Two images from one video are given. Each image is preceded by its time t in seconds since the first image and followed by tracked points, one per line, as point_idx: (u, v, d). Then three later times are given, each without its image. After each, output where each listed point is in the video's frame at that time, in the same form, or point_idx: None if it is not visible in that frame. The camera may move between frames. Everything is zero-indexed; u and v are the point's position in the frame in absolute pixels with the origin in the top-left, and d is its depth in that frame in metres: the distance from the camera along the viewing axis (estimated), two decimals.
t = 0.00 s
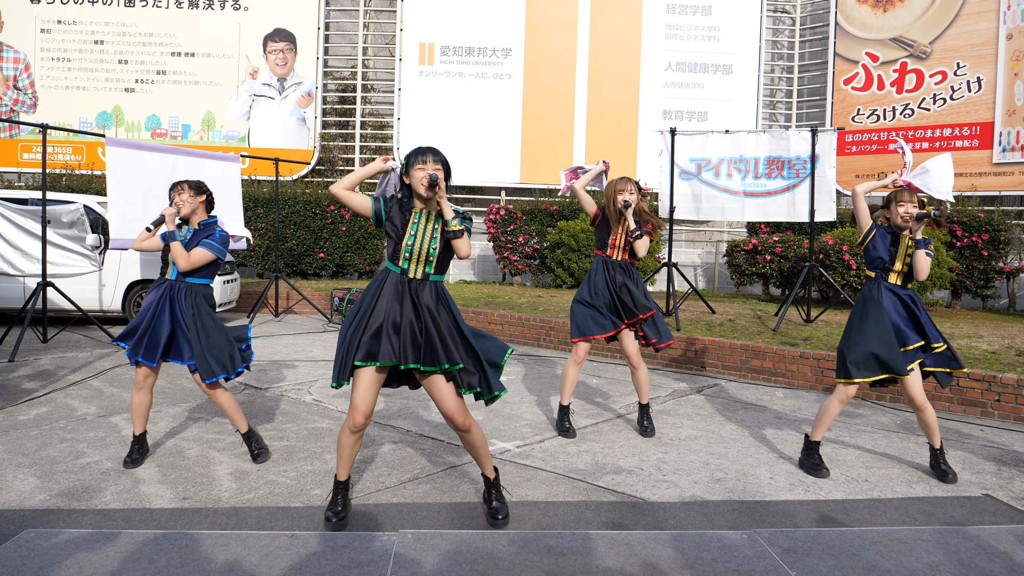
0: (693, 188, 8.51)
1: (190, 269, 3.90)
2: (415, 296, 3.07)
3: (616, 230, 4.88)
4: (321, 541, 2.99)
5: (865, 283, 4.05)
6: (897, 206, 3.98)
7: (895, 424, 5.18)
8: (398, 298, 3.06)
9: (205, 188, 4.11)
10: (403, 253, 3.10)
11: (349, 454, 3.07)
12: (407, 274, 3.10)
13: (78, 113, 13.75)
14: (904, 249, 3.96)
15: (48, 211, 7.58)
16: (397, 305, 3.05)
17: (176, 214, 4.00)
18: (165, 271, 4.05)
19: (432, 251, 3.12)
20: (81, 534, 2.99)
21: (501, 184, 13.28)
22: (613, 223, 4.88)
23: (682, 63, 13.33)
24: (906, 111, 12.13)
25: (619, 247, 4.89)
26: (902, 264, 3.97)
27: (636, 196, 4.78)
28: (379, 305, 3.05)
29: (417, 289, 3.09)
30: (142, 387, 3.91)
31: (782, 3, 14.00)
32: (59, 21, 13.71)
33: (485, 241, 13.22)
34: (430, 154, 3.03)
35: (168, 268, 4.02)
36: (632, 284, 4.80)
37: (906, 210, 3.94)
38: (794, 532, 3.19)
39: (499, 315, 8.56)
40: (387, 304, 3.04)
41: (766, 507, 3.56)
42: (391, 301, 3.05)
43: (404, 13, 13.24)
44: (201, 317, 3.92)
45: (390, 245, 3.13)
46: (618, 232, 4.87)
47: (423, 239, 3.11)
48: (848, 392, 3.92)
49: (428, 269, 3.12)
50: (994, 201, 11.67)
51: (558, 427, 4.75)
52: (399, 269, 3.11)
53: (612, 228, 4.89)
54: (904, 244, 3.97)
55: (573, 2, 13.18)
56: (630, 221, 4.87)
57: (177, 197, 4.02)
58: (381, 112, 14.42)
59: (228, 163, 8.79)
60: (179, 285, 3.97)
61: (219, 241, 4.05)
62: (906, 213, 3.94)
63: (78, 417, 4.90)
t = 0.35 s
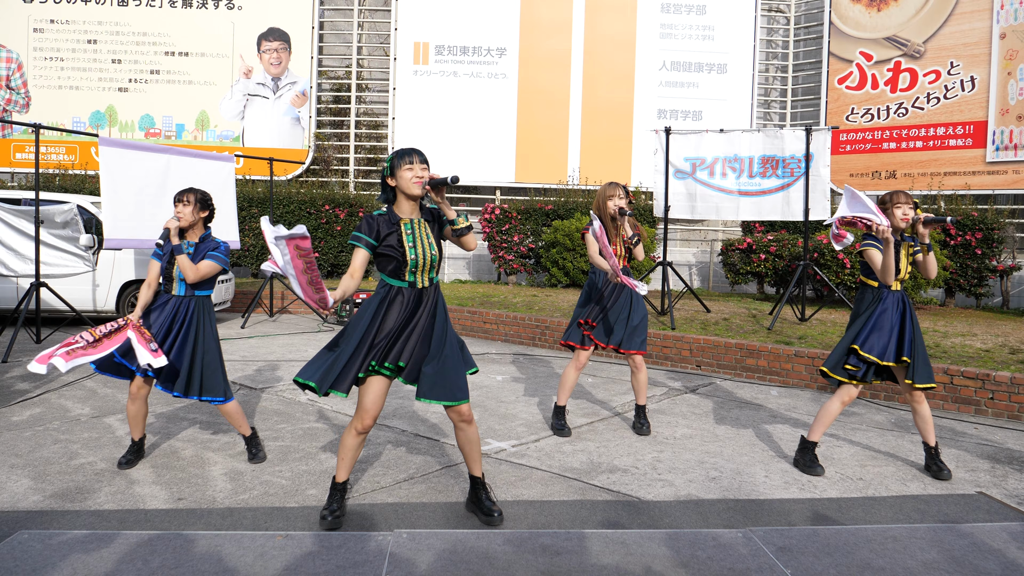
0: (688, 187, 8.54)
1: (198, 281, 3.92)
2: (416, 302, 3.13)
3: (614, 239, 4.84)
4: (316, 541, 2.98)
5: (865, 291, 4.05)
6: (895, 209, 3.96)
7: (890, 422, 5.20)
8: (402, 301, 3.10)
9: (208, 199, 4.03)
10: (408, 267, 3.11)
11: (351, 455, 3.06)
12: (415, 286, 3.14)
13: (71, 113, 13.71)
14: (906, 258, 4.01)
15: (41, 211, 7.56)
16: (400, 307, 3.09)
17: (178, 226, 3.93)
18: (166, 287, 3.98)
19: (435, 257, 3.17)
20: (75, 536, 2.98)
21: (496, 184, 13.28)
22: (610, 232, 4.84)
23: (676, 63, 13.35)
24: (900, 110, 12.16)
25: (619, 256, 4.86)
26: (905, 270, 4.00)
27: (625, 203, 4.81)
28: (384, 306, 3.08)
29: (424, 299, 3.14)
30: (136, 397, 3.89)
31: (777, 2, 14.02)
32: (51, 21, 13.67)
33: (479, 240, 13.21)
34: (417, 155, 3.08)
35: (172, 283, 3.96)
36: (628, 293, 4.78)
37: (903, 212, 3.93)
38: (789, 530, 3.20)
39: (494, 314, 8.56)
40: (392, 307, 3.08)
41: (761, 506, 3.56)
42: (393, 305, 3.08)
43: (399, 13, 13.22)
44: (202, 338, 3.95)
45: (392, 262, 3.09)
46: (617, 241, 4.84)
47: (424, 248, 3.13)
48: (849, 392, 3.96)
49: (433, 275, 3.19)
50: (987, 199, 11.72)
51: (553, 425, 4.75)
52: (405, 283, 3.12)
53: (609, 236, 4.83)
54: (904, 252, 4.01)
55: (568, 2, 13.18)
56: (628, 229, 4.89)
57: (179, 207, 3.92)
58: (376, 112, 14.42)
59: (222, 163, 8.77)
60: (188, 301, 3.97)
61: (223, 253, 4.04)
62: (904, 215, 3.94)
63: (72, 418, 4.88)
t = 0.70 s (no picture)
0: (684, 185, 8.54)
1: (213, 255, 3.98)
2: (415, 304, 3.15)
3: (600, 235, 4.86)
4: (313, 540, 2.98)
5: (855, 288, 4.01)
6: (880, 207, 3.93)
7: (885, 420, 5.21)
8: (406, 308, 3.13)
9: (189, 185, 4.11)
10: (386, 275, 3.11)
11: (345, 455, 3.15)
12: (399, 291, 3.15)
13: (66, 112, 13.68)
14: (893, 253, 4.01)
15: (37, 211, 7.54)
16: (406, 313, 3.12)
17: (180, 208, 3.99)
18: (182, 274, 3.98)
19: (411, 259, 3.16)
20: (71, 535, 2.97)
21: (492, 183, 13.28)
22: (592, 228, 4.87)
23: (672, 61, 13.36)
24: (896, 108, 12.18)
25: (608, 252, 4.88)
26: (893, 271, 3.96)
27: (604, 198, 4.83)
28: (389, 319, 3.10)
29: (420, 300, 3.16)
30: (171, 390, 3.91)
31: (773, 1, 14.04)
32: (46, 20, 13.62)
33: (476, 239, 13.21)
34: (372, 161, 3.06)
35: (188, 269, 3.99)
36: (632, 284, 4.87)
37: (889, 210, 3.90)
38: (785, 528, 3.21)
39: (490, 313, 8.56)
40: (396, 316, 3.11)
41: (757, 503, 3.57)
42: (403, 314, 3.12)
43: (394, 12, 13.19)
44: (229, 313, 4.02)
45: (370, 273, 3.13)
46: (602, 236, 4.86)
47: (398, 253, 3.13)
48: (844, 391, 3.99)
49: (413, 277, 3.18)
50: (983, 197, 11.75)
51: (550, 424, 4.75)
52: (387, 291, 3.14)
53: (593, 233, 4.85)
54: (892, 251, 3.95)
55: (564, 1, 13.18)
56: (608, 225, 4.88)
57: (174, 192, 3.98)
58: (372, 110, 14.39)
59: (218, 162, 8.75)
60: (208, 281, 4.03)
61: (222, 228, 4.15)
62: (889, 213, 3.91)
63: (68, 417, 4.87)
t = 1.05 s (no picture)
0: (684, 182, 8.52)
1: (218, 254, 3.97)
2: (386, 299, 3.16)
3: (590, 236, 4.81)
4: (313, 536, 2.99)
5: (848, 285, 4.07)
6: (873, 202, 3.94)
7: (886, 418, 5.21)
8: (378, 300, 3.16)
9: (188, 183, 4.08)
10: (364, 269, 3.18)
11: (343, 447, 3.16)
12: (377, 286, 3.18)
13: (67, 110, 13.68)
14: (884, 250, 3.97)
15: (38, 208, 7.54)
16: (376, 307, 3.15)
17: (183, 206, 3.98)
18: (184, 271, 3.97)
19: (388, 256, 3.14)
20: (73, 531, 2.98)
21: (492, 180, 13.28)
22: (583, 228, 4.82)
23: (673, 58, 13.35)
24: (897, 106, 12.17)
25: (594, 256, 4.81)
26: (883, 265, 3.95)
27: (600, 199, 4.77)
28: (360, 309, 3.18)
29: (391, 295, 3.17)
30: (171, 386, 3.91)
31: None
32: (46, 17, 13.61)
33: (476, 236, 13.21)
34: (347, 159, 3.04)
35: (190, 266, 3.98)
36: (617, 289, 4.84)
37: (881, 206, 3.90)
38: (785, 525, 3.21)
39: (490, 310, 8.56)
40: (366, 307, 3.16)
41: (757, 501, 3.57)
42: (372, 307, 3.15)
43: (394, 9, 13.17)
44: (230, 309, 4.03)
45: (353, 264, 3.22)
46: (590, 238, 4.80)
47: (375, 249, 3.14)
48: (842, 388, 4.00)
49: (392, 273, 3.17)
50: (984, 195, 11.74)
51: (550, 422, 4.77)
52: (367, 284, 3.19)
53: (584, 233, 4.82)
54: (881, 245, 3.95)
55: None
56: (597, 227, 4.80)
57: (176, 189, 3.98)
58: (372, 108, 14.35)
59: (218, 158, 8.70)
60: (210, 278, 4.01)
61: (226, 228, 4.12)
62: (883, 209, 3.91)
63: (69, 414, 4.88)
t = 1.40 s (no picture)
0: (687, 182, 8.54)
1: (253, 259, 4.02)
2: (433, 298, 3.17)
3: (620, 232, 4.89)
4: (315, 534, 2.99)
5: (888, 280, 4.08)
6: (917, 202, 3.96)
7: (887, 417, 5.21)
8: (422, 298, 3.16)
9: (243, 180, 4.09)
10: (423, 260, 3.19)
11: (375, 444, 3.14)
12: (429, 279, 3.19)
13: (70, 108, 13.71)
14: (924, 244, 4.03)
15: (41, 206, 7.56)
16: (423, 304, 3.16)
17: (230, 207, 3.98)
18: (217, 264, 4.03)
19: (449, 255, 3.16)
20: (76, 528, 2.99)
21: (494, 179, 13.28)
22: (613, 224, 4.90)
23: (675, 57, 13.34)
24: (900, 105, 12.15)
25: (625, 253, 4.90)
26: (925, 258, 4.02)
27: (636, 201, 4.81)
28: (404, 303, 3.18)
29: (437, 294, 3.17)
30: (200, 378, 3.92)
31: None
32: (50, 16, 13.65)
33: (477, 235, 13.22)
34: (440, 155, 3.07)
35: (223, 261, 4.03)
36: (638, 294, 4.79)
37: (924, 205, 3.94)
38: (786, 524, 3.21)
39: (492, 309, 8.56)
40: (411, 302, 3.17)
41: (759, 500, 3.57)
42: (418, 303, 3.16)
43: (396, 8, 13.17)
44: (256, 311, 4.04)
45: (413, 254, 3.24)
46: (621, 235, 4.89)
47: (439, 244, 3.16)
48: (907, 387, 3.93)
49: (448, 272, 3.18)
50: (987, 194, 11.70)
51: (556, 419, 4.74)
52: (421, 275, 3.21)
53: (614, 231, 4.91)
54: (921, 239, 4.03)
55: None
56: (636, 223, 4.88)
57: (228, 187, 3.97)
58: (374, 105, 14.12)
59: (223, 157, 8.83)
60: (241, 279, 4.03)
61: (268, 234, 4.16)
62: (925, 210, 3.96)
63: (72, 412, 4.89)
